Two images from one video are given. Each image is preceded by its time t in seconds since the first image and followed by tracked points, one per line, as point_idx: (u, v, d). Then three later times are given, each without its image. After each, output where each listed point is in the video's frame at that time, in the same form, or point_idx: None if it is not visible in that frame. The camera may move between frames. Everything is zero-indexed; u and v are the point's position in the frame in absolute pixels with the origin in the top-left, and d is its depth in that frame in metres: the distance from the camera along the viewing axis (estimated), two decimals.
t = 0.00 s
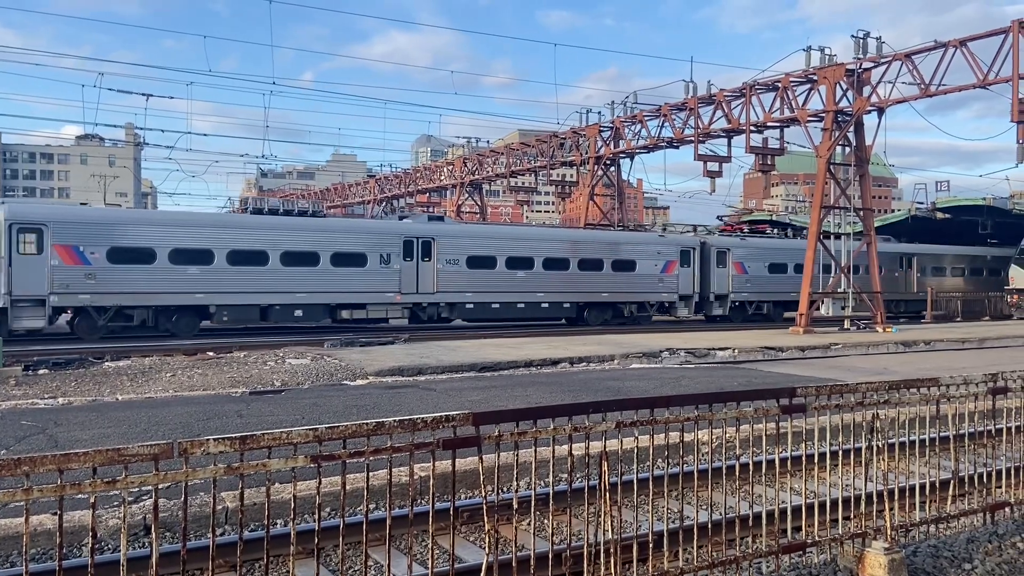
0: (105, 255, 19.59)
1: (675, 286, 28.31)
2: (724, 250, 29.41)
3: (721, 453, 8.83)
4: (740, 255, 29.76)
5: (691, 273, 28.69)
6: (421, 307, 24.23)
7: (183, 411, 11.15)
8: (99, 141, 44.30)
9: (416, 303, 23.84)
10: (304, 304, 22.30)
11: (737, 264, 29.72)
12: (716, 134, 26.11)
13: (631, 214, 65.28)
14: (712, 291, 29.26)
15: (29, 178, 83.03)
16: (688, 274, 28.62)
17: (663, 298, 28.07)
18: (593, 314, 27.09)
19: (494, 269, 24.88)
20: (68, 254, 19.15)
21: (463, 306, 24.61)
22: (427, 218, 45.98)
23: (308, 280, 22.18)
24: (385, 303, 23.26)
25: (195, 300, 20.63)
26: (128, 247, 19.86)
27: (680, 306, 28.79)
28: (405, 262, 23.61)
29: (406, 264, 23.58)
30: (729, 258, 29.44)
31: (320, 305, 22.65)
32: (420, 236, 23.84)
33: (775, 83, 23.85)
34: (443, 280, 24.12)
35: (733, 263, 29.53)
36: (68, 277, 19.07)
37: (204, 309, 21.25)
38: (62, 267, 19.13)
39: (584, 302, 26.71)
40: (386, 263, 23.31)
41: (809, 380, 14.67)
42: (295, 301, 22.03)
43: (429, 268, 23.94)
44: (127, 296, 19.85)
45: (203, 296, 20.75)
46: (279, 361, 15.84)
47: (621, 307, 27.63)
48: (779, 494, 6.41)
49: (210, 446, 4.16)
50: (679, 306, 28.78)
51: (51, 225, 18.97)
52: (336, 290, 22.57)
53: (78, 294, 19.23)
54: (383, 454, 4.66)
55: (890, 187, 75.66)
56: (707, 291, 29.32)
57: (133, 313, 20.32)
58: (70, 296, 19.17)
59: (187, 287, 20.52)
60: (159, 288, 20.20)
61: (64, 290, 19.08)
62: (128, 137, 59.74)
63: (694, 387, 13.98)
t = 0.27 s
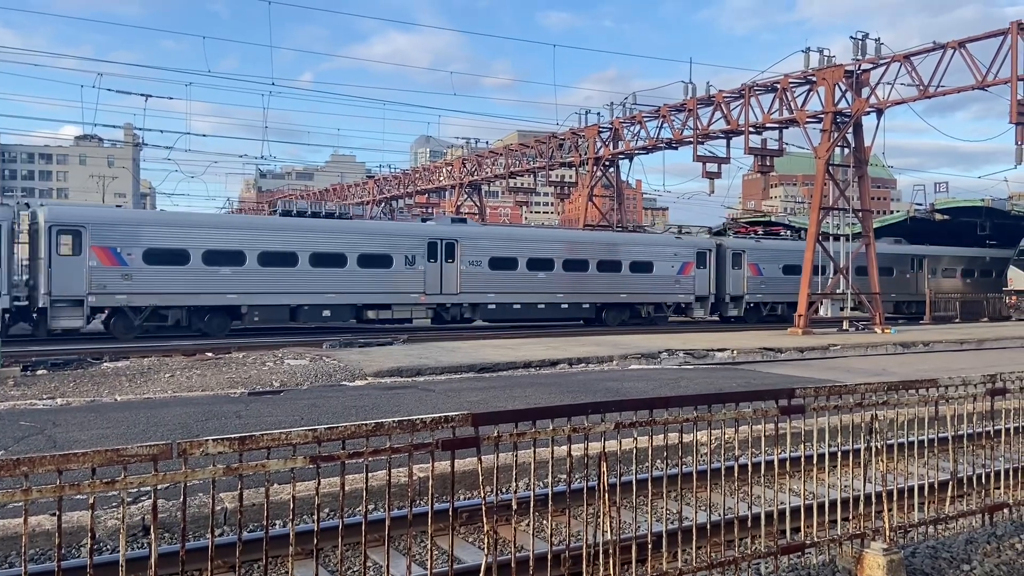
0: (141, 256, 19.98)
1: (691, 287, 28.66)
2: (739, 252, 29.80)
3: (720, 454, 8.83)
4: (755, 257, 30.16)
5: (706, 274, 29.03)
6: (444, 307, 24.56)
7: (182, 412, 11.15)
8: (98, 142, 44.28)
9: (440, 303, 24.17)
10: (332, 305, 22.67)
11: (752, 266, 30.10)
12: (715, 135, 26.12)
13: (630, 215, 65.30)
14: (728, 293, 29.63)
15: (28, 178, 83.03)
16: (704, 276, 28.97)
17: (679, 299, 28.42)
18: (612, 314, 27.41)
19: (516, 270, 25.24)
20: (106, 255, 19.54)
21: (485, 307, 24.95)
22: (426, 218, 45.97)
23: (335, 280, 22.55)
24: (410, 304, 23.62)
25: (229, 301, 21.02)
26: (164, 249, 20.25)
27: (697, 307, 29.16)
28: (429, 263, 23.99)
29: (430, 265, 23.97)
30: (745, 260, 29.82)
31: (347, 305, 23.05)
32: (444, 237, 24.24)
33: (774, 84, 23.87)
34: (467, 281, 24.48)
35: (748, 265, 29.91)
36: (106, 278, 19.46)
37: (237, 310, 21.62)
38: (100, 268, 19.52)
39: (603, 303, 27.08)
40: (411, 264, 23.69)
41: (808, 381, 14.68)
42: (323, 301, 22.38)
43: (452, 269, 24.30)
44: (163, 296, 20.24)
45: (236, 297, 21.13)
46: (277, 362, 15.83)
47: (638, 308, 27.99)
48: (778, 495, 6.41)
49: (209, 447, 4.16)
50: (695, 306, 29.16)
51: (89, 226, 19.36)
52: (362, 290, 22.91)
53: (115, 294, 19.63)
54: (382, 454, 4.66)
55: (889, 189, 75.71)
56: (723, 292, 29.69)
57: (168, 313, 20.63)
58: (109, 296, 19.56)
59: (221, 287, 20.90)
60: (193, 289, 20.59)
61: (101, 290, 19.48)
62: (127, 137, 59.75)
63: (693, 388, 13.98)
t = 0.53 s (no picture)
0: (175, 258, 20.49)
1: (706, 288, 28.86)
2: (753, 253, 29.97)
3: (719, 454, 8.85)
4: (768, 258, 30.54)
5: (721, 275, 29.18)
6: (465, 308, 24.92)
7: (180, 412, 11.15)
8: (97, 142, 44.28)
9: (461, 304, 24.54)
10: (357, 305, 23.08)
11: (766, 267, 30.28)
12: (714, 136, 26.14)
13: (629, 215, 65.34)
14: (743, 294, 29.74)
15: (27, 178, 82.98)
16: (719, 277, 29.13)
17: (693, 299, 28.65)
18: (627, 314, 27.68)
19: (535, 270, 25.62)
20: (140, 256, 20.04)
21: (506, 307, 25.36)
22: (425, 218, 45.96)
23: (361, 281, 22.95)
24: (433, 304, 24.07)
25: (258, 300, 21.52)
26: (196, 250, 20.76)
27: (710, 308, 29.40)
28: (451, 264, 24.38)
29: (452, 266, 24.36)
30: (759, 262, 29.95)
31: (372, 306, 23.47)
32: (465, 239, 24.61)
33: (773, 85, 23.88)
34: (488, 282, 24.87)
35: (763, 266, 30.08)
36: (140, 278, 19.94)
37: (266, 309, 22.10)
38: (134, 269, 20.01)
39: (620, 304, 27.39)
40: (433, 265, 24.10)
41: (806, 382, 14.69)
42: (349, 301, 22.80)
43: (474, 270, 24.68)
44: (195, 296, 20.74)
45: (265, 297, 21.61)
46: (276, 362, 15.85)
47: (654, 309, 28.33)
48: (777, 496, 6.41)
49: (208, 447, 4.16)
50: (709, 307, 29.37)
51: (124, 228, 19.88)
52: (388, 292, 23.34)
53: (149, 294, 20.11)
54: (381, 455, 4.66)
55: (887, 190, 75.83)
56: (738, 293, 29.81)
57: (200, 313, 21.12)
58: (142, 296, 20.03)
59: (250, 287, 21.40)
60: (224, 289, 21.09)
61: (136, 290, 19.95)
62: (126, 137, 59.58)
63: (692, 388, 13.98)
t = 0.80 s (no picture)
0: (205, 259, 20.82)
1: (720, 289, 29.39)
2: (766, 255, 30.61)
3: (717, 455, 8.86)
4: (781, 260, 31.05)
5: (734, 276, 29.75)
6: (486, 308, 25.35)
7: (178, 412, 11.14)
8: (96, 142, 44.22)
9: (482, 304, 24.99)
10: (381, 305, 23.49)
11: (778, 269, 30.92)
12: (712, 137, 26.16)
13: (628, 216, 65.36)
14: (756, 295, 30.34)
15: (25, 178, 82.92)
16: (732, 278, 29.71)
17: (708, 300, 29.24)
18: (643, 314, 28.15)
19: (554, 271, 26.03)
20: (172, 257, 20.37)
21: (525, 308, 25.77)
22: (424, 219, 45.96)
23: (384, 282, 23.36)
24: (454, 304, 24.50)
25: (285, 301, 21.83)
26: (226, 252, 21.10)
27: (724, 308, 29.98)
28: (472, 265, 24.80)
29: (473, 267, 24.78)
30: (771, 263, 30.68)
31: (395, 306, 23.88)
32: (486, 240, 25.01)
33: (771, 86, 23.91)
34: (508, 283, 25.28)
35: (775, 267, 30.70)
36: (172, 278, 20.26)
37: (292, 310, 22.40)
38: (166, 269, 20.34)
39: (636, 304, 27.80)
40: (455, 266, 24.51)
41: (805, 384, 14.69)
42: (373, 301, 23.19)
43: (494, 271, 25.09)
44: (224, 297, 21.06)
45: (292, 297, 21.93)
46: (274, 362, 15.86)
47: (669, 309, 28.77)
48: (775, 497, 6.41)
49: (206, 448, 4.16)
50: (723, 307, 29.91)
51: (157, 229, 20.22)
52: (411, 292, 23.77)
53: (180, 294, 20.43)
54: (380, 455, 4.66)
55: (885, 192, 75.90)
56: (750, 294, 30.39)
57: (229, 313, 21.51)
58: (173, 296, 20.36)
59: (277, 288, 21.72)
60: (253, 289, 21.43)
61: (167, 291, 20.28)
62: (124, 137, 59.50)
63: (690, 389, 14.00)
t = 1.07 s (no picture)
0: (232, 259, 21.19)
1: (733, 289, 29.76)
2: (777, 256, 31.09)
3: (715, 456, 8.87)
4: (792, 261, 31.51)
5: (746, 277, 30.17)
6: (503, 308, 25.69)
7: (175, 412, 11.12)
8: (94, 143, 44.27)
9: (500, 304, 25.33)
10: (402, 305, 23.82)
11: (789, 270, 31.42)
12: (711, 138, 26.17)
13: (626, 217, 65.38)
14: (768, 295, 30.80)
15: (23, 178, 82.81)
16: (744, 279, 30.13)
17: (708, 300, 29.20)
18: (657, 315, 28.37)
19: (569, 272, 26.36)
20: (200, 257, 20.70)
21: (542, 308, 26.09)
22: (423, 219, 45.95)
23: (405, 282, 23.72)
24: (473, 304, 24.84)
25: (309, 301, 22.20)
26: (248, 251, 21.42)
27: (736, 309, 30.33)
28: (490, 266, 25.15)
29: (491, 268, 25.13)
30: (783, 264, 31.17)
31: (416, 306, 24.22)
32: (504, 242, 25.35)
33: (770, 87, 23.92)
34: (526, 284, 25.61)
35: (786, 268, 31.18)
36: (201, 279, 20.62)
37: (316, 310, 22.80)
38: (195, 270, 20.67)
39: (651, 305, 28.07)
40: (473, 267, 24.88)
41: (803, 385, 14.70)
42: (395, 301, 23.55)
43: (512, 272, 25.44)
44: (250, 297, 21.46)
45: (316, 297, 22.30)
46: (273, 362, 15.85)
47: (682, 309, 29.04)
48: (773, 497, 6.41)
49: (204, 448, 4.15)
50: (735, 308, 30.33)
51: (187, 231, 20.53)
52: (431, 293, 24.12)
53: (209, 294, 20.79)
54: (378, 456, 4.65)
55: (882, 193, 75.98)
56: (762, 295, 30.85)
57: (255, 312, 21.93)
58: (202, 296, 20.71)
59: (302, 288, 22.09)
60: (278, 289, 21.80)
61: (196, 291, 20.61)
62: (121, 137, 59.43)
63: (688, 390, 14.00)
